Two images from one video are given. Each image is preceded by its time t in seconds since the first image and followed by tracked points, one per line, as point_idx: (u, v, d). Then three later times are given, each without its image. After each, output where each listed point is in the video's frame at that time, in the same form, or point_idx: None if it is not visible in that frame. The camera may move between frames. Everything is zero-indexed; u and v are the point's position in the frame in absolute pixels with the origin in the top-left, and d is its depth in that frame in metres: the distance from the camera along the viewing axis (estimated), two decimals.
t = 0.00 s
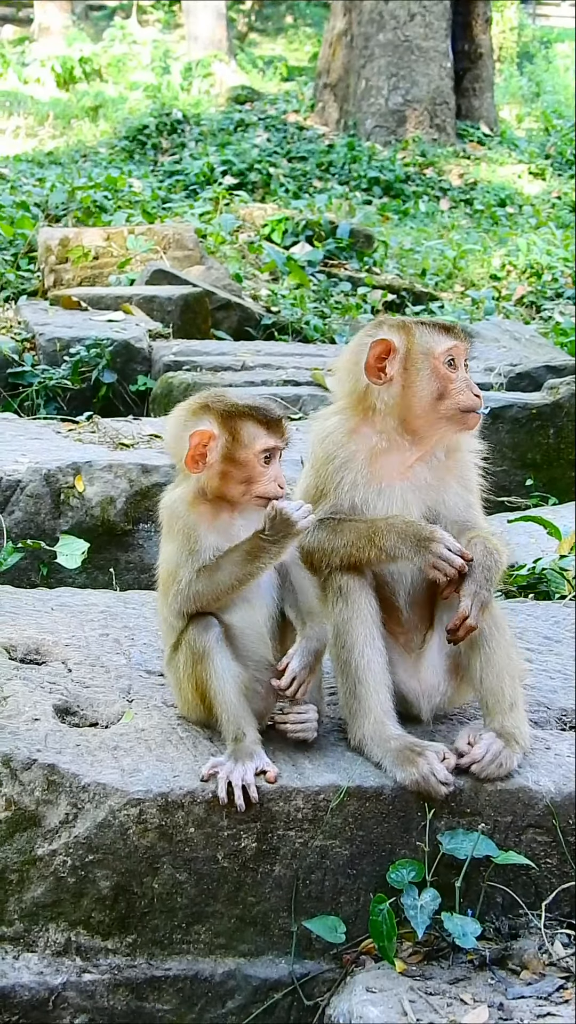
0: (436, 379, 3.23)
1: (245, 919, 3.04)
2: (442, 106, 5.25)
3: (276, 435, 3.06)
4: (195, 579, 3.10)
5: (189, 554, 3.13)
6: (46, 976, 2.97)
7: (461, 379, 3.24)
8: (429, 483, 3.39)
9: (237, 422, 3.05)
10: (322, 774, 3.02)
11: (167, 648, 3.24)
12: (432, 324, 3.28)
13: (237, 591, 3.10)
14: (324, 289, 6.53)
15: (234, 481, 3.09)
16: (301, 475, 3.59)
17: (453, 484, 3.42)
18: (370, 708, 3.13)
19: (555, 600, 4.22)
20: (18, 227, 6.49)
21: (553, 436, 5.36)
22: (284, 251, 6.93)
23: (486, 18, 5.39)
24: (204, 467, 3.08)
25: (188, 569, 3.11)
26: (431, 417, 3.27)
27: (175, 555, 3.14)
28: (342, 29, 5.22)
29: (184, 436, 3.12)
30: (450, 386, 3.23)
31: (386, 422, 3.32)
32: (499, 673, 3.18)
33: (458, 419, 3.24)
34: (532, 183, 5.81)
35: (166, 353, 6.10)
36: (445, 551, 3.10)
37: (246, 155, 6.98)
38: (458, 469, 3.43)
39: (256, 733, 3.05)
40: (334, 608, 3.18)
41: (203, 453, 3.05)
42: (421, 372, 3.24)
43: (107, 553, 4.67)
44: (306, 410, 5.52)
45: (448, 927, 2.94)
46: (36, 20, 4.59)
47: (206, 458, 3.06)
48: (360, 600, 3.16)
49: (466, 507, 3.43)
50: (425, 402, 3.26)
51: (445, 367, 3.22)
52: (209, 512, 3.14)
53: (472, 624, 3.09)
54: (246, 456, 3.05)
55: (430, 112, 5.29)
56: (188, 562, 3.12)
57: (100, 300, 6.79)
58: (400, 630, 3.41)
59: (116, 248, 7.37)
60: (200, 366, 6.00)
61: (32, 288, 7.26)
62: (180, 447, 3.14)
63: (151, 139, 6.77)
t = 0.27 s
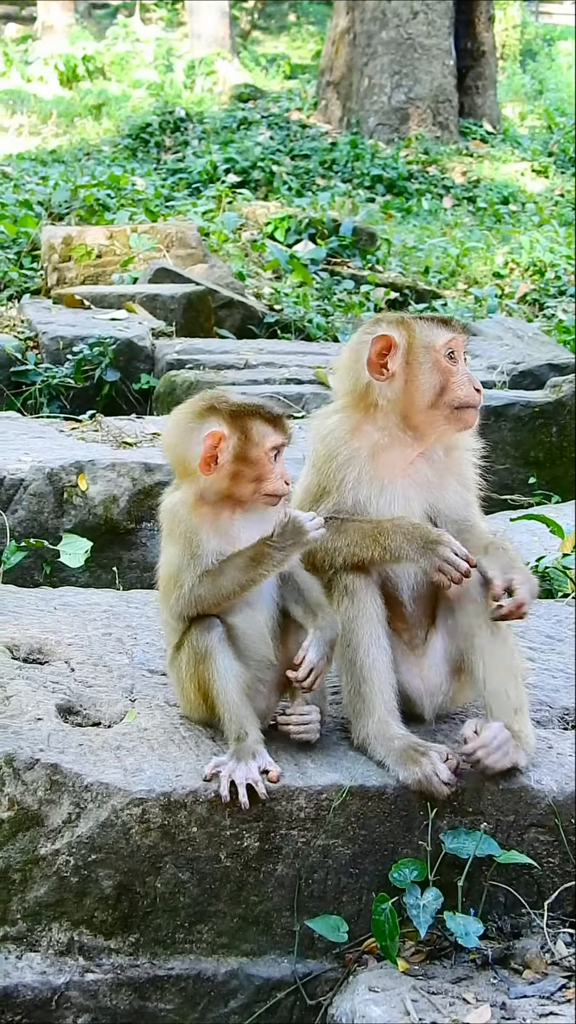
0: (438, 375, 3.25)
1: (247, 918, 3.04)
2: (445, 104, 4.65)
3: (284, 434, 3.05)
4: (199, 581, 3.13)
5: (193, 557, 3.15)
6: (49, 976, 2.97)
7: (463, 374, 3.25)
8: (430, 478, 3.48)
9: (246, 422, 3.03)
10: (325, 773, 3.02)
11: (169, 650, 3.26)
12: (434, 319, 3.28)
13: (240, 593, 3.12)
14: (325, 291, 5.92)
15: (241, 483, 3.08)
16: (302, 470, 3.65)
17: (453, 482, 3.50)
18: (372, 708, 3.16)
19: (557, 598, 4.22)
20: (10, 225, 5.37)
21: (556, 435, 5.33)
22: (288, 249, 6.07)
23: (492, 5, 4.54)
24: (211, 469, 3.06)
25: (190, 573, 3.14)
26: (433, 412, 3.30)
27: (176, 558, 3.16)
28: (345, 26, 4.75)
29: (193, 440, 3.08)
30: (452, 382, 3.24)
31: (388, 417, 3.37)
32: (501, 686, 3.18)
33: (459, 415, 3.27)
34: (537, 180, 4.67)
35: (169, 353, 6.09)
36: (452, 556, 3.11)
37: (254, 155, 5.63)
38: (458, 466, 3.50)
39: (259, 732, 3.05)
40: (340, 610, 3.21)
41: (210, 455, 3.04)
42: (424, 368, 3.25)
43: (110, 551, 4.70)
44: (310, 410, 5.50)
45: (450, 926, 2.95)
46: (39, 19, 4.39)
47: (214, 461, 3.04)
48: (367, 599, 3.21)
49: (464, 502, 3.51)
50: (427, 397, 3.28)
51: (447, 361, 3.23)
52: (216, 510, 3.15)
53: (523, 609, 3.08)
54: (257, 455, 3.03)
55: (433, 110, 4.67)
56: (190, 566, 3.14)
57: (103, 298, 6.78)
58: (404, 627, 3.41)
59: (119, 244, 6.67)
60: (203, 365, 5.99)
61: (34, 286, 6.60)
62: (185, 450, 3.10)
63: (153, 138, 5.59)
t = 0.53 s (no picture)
0: (431, 373, 3.29)
1: (252, 916, 3.05)
2: (448, 103, 5.43)
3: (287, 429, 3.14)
4: (200, 584, 3.12)
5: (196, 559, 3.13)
6: (54, 974, 2.98)
7: (455, 372, 3.29)
8: (427, 482, 3.41)
9: (253, 419, 3.08)
10: (328, 771, 3.03)
11: (172, 652, 3.26)
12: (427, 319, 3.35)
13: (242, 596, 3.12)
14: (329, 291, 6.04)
15: (247, 481, 3.11)
16: (299, 470, 3.59)
17: (449, 488, 3.43)
18: (373, 706, 3.16)
19: (560, 594, 4.23)
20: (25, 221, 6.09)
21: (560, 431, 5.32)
22: (292, 252, 6.13)
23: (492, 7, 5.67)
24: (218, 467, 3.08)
25: (192, 575, 3.13)
26: (425, 408, 3.32)
27: (178, 560, 3.15)
28: (347, 26, 4.89)
29: (200, 442, 3.08)
30: (444, 379, 3.28)
31: (382, 415, 3.37)
32: (456, 726, 2.99)
33: (451, 410, 3.29)
34: (539, 179, 5.97)
35: (173, 353, 6.09)
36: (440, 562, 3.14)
37: (260, 158, 5.57)
38: (454, 471, 3.44)
39: (262, 731, 3.06)
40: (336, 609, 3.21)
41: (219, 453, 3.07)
42: (417, 366, 3.30)
43: (114, 552, 4.68)
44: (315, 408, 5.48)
45: (454, 923, 2.95)
46: (41, 20, 4.48)
47: (223, 460, 3.07)
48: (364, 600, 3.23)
49: (460, 509, 3.44)
50: (419, 394, 3.31)
51: (439, 358, 3.28)
52: (221, 509, 3.16)
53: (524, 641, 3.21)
54: (266, 450, 3.08)
55: (435, 106, 5.43)
56: (191, 568, 3.13)
57: (107, 298, 6.78)
58: (400, 622, 3.40)
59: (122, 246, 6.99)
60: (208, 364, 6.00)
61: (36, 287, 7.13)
62: (191, 451, 3.09)
63: (156, 137, 5.52)
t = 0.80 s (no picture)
0: (416, 379, 3.18)
1: (253, 918, 3.04)
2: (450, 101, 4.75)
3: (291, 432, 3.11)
4: (199, 583, 3.14)
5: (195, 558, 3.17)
6: (54, 977, 2.97)
7: (442, 378, 3.16)
8: (418, 484, 3.35)
9: (255, 422, 3.05)
10: (329, 773, 3.02)
11: (173, 653, 3.28)
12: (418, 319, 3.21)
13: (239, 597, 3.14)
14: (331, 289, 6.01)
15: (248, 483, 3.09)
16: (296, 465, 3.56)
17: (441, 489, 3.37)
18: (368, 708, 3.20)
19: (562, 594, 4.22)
20: (10, 221, 5.75)
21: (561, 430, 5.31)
22: (294, 251, 6.28)
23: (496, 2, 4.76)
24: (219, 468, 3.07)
25: (190, 575, 3.16)
26: (412, 415, 3.22)
27: (177, 559, 3.18)
28: (349, 26, 4.58)
29: (202, 443, 3.07)
30: (430, 385, 3.16)
31: (371, 416, 3.30)
32: (479, 742, 2.95)
33: (437, 418, 3.18)
34: (541, 178, 4.89)
35: (174, 352, 6.07)
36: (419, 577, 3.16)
37: (259, 155, 5.35)
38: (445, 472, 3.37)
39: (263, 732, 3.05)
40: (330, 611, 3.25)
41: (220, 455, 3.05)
42: (403, 370, 3.19)
43: (115, 551, 4.68)
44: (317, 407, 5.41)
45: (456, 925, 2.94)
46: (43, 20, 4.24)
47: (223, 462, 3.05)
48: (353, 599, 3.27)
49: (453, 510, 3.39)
50: (402, 400, 3.21)
51: (425, 365, 3.16)
52: (222, 510, 3.16)
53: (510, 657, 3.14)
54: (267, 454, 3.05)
55: (437, 106, 4.77)
56: (190, 567, 3.16)
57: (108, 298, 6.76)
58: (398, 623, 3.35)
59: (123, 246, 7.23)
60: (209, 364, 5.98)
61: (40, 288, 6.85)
62: (192, 451, 3.09)
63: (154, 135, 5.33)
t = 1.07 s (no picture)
0: (424, 389, 3.23)
1: (254, 926, 3.04)
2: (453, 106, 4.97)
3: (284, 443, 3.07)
4: (185, 579, 3.14)
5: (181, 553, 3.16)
6: (55, 985, 2.96)
7: (450, 390, 3.21)
8: (422, 491, 3.41)
9: (246, 431, 3.03)
10: (331, 780, 3.02)
11: (169, 660, 3.27)
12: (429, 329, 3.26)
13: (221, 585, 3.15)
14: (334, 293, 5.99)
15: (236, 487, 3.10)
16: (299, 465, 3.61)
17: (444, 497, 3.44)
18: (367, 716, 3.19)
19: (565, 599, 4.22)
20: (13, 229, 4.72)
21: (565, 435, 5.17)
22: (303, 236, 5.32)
23: (498, 11, 5.15)
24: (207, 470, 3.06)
25: (176, 567, 3.15)
26: (418, 423, 3.28)
27: (164, 555, 3.18)
28: (352, 31, 4.72)
29: (192, 443, 3.07)
30: (437, 396, 3.22)
31: (379, 422, 3.35)
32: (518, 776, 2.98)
33: (442, 428, 3.23)
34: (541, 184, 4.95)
35: (178, 358, 6.06)
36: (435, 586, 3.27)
37: (263, 161, 4.98)
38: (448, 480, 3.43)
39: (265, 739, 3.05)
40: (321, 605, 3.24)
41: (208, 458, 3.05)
42: (411, 379, 3.24)
43: (118, 558, 4.68)
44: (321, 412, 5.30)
45: (458, 932, 2.94)
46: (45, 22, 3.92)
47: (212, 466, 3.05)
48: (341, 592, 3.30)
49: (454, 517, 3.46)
50: (409, 407, 3.27)
51: (434, 375, 3.21)
52: (209, 510, 3.17)
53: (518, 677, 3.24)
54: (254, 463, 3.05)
55: (442, 109, 4.99)
56: (177, 561, 3.15)
57: (111, 303, 6.71)
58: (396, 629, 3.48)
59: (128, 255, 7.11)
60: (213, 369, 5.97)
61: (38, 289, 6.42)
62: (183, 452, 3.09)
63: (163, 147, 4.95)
